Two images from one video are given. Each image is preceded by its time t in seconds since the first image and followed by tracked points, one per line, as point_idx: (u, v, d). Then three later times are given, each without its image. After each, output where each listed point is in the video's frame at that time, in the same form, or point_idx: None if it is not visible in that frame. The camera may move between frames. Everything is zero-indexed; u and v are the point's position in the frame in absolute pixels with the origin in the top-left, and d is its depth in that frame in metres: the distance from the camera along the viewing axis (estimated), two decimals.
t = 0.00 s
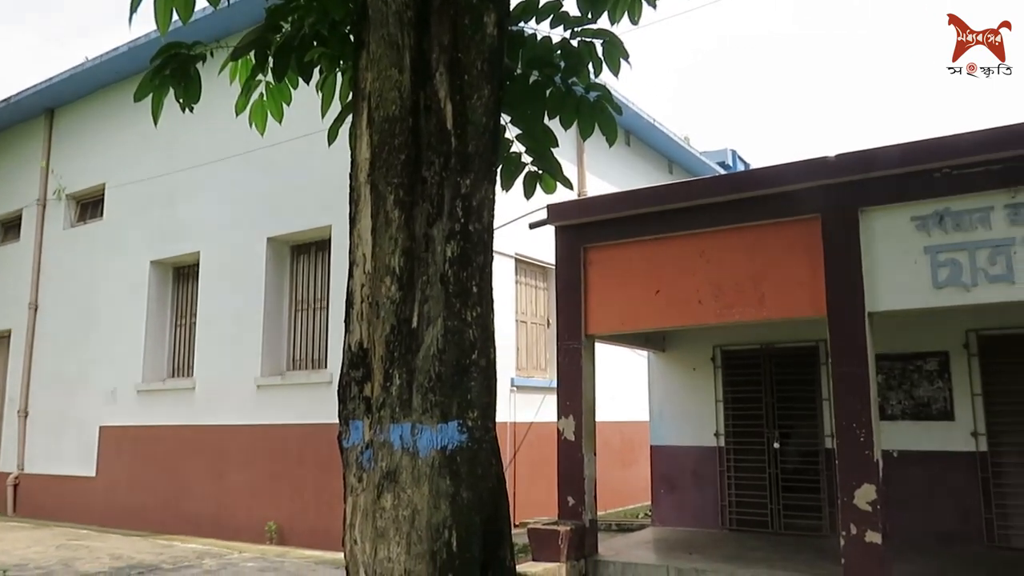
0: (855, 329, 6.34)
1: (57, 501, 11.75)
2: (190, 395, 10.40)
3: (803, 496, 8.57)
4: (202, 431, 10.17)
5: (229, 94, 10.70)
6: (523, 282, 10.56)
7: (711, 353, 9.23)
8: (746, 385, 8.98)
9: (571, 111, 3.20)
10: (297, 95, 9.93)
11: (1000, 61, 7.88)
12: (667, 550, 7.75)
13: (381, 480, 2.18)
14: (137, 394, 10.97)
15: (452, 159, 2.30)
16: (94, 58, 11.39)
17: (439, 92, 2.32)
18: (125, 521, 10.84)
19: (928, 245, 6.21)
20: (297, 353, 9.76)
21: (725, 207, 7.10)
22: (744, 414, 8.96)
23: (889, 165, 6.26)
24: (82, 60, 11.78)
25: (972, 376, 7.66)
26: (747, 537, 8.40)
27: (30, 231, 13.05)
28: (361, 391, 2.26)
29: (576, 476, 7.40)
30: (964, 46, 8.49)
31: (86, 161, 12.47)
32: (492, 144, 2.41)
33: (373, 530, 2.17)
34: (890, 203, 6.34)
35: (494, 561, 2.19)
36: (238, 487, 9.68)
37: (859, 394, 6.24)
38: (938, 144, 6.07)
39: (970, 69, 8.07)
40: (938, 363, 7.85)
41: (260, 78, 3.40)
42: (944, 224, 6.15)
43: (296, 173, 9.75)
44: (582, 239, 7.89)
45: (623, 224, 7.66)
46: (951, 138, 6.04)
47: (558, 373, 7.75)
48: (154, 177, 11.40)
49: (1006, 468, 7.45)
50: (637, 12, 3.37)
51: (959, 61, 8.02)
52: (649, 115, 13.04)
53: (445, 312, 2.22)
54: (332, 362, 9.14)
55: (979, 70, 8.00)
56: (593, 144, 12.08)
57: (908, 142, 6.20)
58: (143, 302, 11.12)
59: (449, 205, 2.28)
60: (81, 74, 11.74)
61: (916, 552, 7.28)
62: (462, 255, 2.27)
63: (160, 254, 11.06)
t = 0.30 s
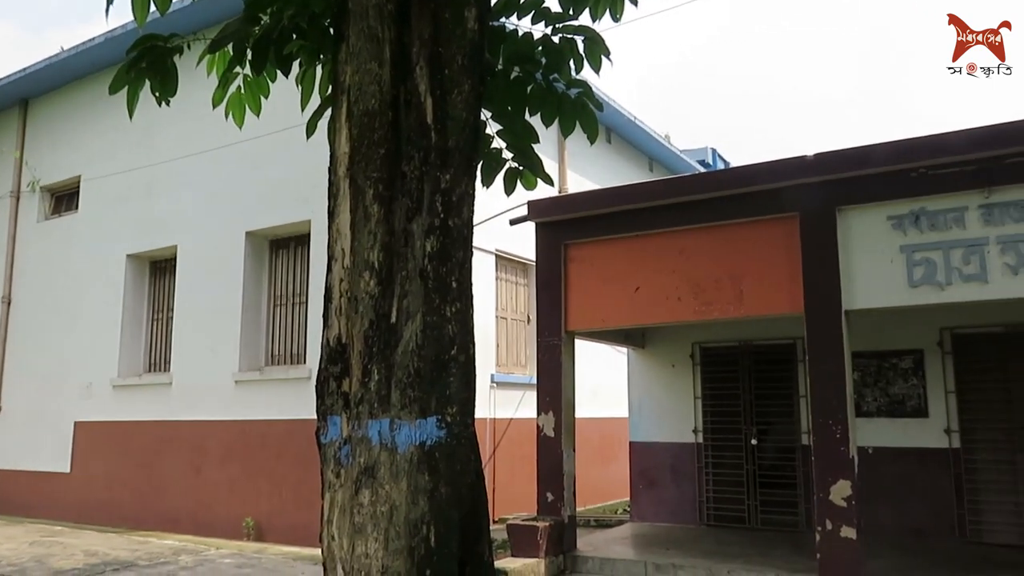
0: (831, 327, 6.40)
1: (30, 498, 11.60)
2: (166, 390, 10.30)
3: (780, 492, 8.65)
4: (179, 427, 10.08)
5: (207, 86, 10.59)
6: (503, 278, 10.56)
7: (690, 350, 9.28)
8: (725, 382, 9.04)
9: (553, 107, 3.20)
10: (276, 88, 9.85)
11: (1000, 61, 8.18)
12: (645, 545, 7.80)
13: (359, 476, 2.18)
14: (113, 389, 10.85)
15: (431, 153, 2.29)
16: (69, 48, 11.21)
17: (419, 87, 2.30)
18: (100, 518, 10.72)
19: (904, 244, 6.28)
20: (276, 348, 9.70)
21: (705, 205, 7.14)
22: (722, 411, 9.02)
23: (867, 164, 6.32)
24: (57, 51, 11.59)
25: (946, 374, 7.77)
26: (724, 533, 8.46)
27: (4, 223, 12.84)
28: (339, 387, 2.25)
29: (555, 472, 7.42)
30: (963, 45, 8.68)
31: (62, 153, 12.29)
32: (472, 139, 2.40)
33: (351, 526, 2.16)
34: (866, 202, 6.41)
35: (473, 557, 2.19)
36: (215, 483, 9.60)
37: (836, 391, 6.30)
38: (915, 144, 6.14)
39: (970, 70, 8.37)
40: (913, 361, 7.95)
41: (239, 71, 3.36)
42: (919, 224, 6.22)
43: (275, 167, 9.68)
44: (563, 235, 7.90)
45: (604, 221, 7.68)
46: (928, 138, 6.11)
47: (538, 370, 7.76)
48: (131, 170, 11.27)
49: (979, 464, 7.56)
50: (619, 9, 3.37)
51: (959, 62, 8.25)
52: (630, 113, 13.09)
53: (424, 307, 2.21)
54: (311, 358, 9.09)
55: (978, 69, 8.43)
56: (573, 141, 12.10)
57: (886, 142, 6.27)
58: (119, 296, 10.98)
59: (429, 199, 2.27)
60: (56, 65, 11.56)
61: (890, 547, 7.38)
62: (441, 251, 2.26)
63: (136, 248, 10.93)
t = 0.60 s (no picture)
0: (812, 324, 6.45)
1: (8, 494, 11.46)
2: (146, 386, 10.21)
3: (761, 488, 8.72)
4: (160, 423, 9.99)
5: (188, 79, 10.49)
6: (487, 274, 10.55)
7: (672, 347, 9.32)
8: (707, 379, 9.09)
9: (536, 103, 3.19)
10: (258, 82, 9.76)
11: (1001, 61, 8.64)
12: (626, 541, 7.83)
13: (340, 472, 2.17)
14: (92, 384, 10.74)
15: (414, 149, 2.28)
16: (48, 39, 11.06)
17: (403, 81, 2.29)
18: (78, 515, 10.61)
19: (884, 242, 6.34)
20: (258, 344, 9.64)
21: (687, 202, 7.16)
22: (704, 408, 9.08)
23: (848, 162, 6.37)
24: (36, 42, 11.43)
25: (924, 371, 7.86)
26: (706, 528, 8.52)
27: None
28: (320, 382, 2.24)
29: (537, 468, 7.43)
30: (961, 46, 8.90)
31: (40, 145, 12.13)
32: (455, 134, 2.39)
33: (332, 522, 2.15)
34: (848, 200, 6.46)
35: (455, 553, 2.18)
36: (196, 479, 9.53)
37: (816, 387, 6.35)
38: (894, 143, 6.19)
39: (971, 69, 8.81)
40: (892, 358, 8.04)
41: (220, 64, 3.33)
42: (899, 222, 6.29)
43: (257, 162, 9.61)
44: (546, 232, 7.90)
45: (587, 218, 7.69)
46: (908, 137, 6.16)
47: (521, 366, 7.76)
48: (111, 163, 11.14)
49: (956, 460, 7.65)
50: (603, 6, 3.37)
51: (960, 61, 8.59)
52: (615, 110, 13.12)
53: (407, 303, 2.20)
54: (293, 354, 9.04)
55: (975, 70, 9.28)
56: (557, 137, 12.10)
57: (867, 141, 6.31)
58: (98, 291, 10.87)
59: (412, 195, 2.26)
60: (35, 56, 11.39)
61: (868, 542, 7.45)
62: (424, 246, 2.25)
63: (116, 242, 10.81)
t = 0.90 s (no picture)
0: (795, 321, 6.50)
1: None
2: (128, 382, 10.12)
3: (743, 484, 8.77)
4: (141, 419, 9.91)
5: (170, 73, 10.39)
6: (472, 271, 10.54)
7: (656, 344, 9.36)
8: (690, 376, 9.14)
9: (520, 98, 3.17)
10: (241, 77, 9.69)
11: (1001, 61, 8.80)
12: (610, 537, 7.86)
13: (322, 469, 2.16)
14: (72, 381, 10.63)
15: (398, 144, 2.27)
16: (27, 32, 10.92)
17: (386, 76, 2.28)
18: (58, 512, 10.51)
19: (866, 240, 6.39)
20: (241, 340, 9.58)
21: (672, 200, 7.18)
22: (688, 405, 9.12)
23: (831, 161, 6.41)
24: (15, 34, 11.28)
25: (905, 368, 7.93)
26: (689, 524, 8.56)
27: None
28: (303, 378, 2.23)
29: (521, 465, 7.44)
30: (963, 45, 9.07)
31: (20, 139, 11.98)
32: (439, 130, 2.39)
33: (315, 519, 2.14)
34: (830, 198, 6.51)
35: (438, 549, 2.18)
36: (178, 476, 9.47)
37: (798, 384, 6.40)
38: (876, 142, 6.24)
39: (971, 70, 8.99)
40: (873, 355, 8.11)
41: (203, 59, 3.30)
42: (881, 221, 6.34)
43: (240, 157, 9.54)
44: (531, 229, 7.90)
45: (572, 215, 7.70)
46: (890, 136, 6.21)
47: (505, 363, 7.76)
48: (91, 157, 11.02)
49: (935, 456, 7.74)
50: (588, 3, 3.37)
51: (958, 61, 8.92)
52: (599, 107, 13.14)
53: (390, 299, 2.19)
54: (276, 350, 8.99)
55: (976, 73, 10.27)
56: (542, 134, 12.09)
57: (850, 140, 6.35)
58: (78, 286, 10.76)
59: (395, 191, 2.25)
60: (14, 48, 11.25)
61: (849, 538, 7.52)
62: (407, 242, 2.25)
63: (97, 237, 10.71)
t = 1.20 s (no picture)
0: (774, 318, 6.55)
1: None
2: (106, 379, 10.02)
3: (724, 480, 8.83)
4: (120, 416, 9.82)
5: (149, 66, 10.28)
6: (454, 267, 10.52)
7: (638, 341, 9.40)
8: (671, 373, 9.18)
9: (502, 94, 3.16)
10: (221, 71, 9.61)
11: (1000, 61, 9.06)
12: (591, 533, 7.88)
13: (301, 466, 2.14)
14: (50, 377, 10.51)
15: (378, 140, 2.26)
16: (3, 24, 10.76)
17: (367, 71, 2.27)
18: (35, 510, 10.39)
19: (844, 238, 6.45)
20: (221, 337, 9.51)
21: (653, 198, 7.21)
22: (669, 401, 9.16)
23: (810, 159, 6.46)
24: None
25: (883, 365, 8.03)
26: (669, 521, 8.61)
27: None
28: (282, 375, 2.21)
29: (503, 461, 7.45)
30: (963, 46, 9.20)
31: None
32: (420, 126, 2.38)
33: (293, 516, 2.13)
34: (810, 197, 6.57)
35: (417, 546, 2.18)
36: (157, 474, 9.39)
37: (778, 381, 6.45)
38: (855, 141, 6.30)
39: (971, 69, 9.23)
40: (852, 352, 8.19)
41: (183, 52, 3.26)
42: (859, 219, 6.40)
43: (220, 152, 9.46)
44: (513, 225, 7.90)
45: (554, 212, 7.71)
46: (869, 135, 6.26)
47: (487, 359, 7.76)
48: (69, 151, 10.89)
49: (912, 452, 7.83)
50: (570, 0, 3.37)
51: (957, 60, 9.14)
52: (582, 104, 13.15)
53: (370, 295, 2.19)
54: (256, 347, 8.93)
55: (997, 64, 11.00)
56: (525, 131, 12.09)
57: (829, 139, 6.40)
58: (56, 281, 10.63)
59: (375, 186, 2.24)
60: None
61: (827, 533, 7.60)
62: (387, 238, 2.24)
63: (75, 232, 10.59)
